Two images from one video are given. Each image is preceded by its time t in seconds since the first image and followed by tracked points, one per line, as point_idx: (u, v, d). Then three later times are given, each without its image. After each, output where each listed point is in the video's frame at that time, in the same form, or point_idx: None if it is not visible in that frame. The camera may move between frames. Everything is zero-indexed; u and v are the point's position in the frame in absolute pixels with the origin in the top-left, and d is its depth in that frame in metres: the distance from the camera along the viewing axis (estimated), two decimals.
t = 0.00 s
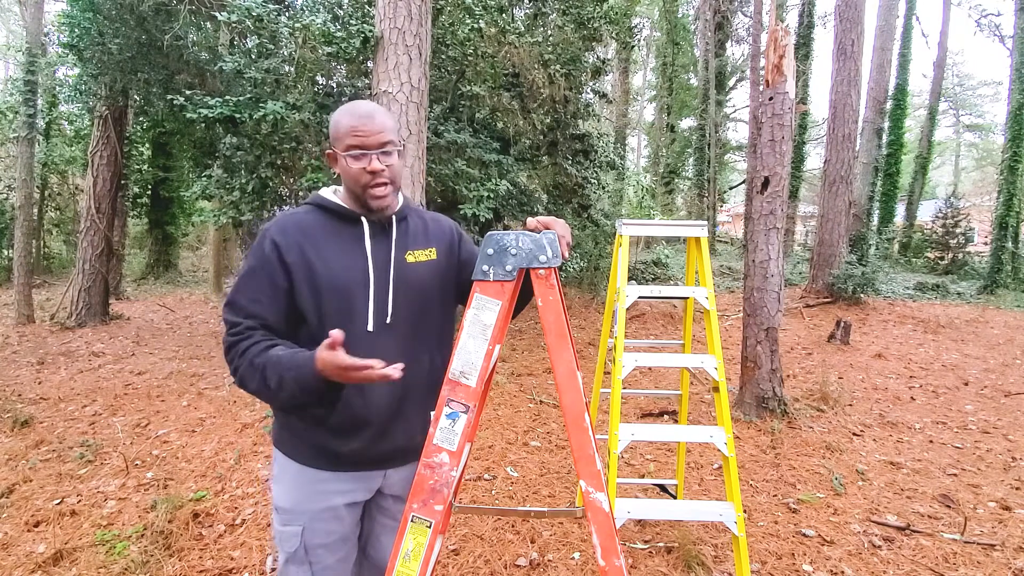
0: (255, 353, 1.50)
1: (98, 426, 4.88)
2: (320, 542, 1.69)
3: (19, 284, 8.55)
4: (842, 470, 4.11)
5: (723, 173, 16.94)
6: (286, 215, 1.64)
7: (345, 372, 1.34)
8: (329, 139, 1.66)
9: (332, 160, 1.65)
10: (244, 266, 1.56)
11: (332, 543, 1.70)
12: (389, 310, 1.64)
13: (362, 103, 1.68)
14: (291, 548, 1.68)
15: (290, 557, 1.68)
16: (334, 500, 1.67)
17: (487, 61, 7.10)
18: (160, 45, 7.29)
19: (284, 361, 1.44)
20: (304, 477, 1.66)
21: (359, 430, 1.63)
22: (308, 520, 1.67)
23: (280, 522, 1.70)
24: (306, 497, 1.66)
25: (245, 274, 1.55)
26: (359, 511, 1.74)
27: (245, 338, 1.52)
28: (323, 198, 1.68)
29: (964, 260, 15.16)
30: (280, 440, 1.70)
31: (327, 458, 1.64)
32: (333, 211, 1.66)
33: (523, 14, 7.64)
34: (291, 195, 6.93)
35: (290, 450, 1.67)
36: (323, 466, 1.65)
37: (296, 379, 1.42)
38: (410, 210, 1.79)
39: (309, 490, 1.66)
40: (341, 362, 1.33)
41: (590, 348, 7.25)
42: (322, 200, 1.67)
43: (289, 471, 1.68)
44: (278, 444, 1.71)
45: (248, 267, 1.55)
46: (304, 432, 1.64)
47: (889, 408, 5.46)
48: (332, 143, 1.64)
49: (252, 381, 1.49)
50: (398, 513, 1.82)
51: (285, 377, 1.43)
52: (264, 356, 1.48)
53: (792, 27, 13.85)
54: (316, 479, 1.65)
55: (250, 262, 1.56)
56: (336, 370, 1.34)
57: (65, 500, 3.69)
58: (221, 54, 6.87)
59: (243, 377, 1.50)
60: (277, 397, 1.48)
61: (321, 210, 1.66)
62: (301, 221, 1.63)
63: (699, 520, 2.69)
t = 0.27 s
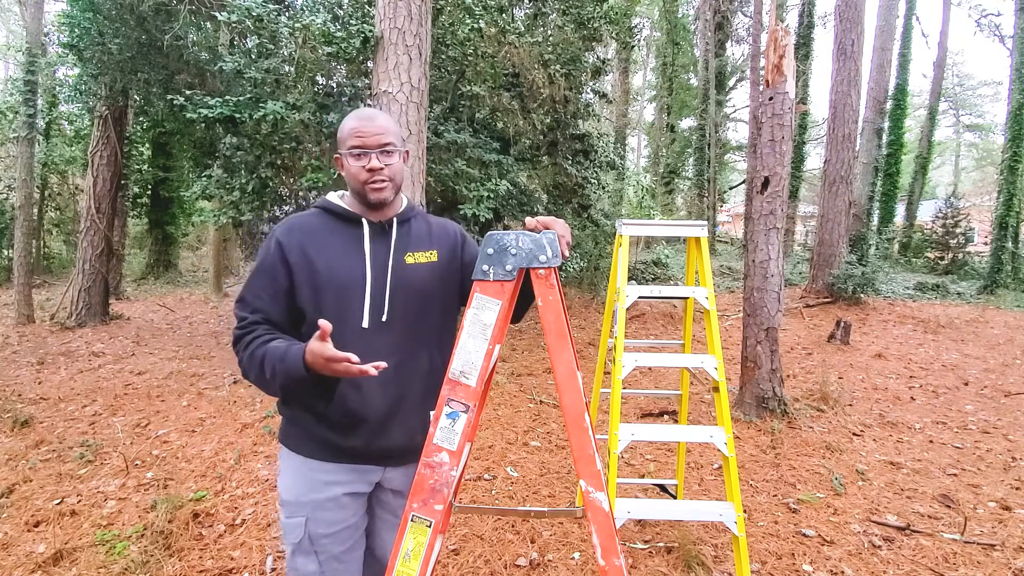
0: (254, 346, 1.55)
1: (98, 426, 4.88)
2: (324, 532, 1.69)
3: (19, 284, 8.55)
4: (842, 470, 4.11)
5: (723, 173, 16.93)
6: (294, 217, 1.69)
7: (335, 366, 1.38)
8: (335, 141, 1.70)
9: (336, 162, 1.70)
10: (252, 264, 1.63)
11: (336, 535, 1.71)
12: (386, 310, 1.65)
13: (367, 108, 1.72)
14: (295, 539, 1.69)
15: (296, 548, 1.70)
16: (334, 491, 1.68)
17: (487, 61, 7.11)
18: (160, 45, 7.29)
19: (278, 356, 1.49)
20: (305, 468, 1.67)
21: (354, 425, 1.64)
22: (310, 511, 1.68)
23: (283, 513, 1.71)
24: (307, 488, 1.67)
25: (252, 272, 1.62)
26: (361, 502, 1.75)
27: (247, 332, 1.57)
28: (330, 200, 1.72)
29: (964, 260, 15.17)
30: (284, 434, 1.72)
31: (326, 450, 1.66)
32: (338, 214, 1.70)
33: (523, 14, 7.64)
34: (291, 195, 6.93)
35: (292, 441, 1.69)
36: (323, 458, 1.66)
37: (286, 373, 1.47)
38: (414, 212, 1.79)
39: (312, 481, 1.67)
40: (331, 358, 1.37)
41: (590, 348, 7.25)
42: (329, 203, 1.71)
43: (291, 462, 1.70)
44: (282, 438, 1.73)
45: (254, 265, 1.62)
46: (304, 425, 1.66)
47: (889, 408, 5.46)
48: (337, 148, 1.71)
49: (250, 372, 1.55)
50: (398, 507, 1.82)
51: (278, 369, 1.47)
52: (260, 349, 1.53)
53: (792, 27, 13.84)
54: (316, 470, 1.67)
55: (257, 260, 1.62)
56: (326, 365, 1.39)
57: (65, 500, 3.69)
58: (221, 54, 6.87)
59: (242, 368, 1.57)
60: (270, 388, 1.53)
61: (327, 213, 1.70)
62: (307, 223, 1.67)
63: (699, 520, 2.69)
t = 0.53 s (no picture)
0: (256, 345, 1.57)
1: (98, 426, 4.88)
2: (323, 527, 1.69)
3: (19, 284, 8.55)
4: (842, 470, 4.11)
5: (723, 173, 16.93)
6: (296, 220, 1.70)
7: (318, 363, 1.40)
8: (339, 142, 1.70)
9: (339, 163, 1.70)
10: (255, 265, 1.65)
11: (337, 530, 1.71)
12: (385, 309, 1.65)
13: (371, 111, 1.71)
14: (295, 534, 1.69)
15: (297, 543, 1.70)
16: (333, 486, 1.68)
17: (487, 61, 7.11)
18: (160, 45, 7.29)
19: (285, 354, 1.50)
20: (303, 462, 1.68)
21: (353, 422, 1.65)
22: (309, 505, 1.68)
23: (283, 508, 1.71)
24: (305, 482, 1.67)
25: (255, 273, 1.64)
26: (360, 497, 1.75)
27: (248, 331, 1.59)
28: (332, 203, 1.73)
29: (964, 260, 15.16)
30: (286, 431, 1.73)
31: (325, 445, 1.66)
32: (338, 216, 1.70)
33: (523, 14, 7.63)
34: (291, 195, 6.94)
35: (291, 437, 1.70)
36: (321, 453, 1.66)
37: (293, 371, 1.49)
38: (415, 214, 1.79)
39: (313, 477, 1.67)
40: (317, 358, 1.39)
41: (590, 348, 7.25)
42: (329, 206, 1.72)
43: (289, 457, 1.70)
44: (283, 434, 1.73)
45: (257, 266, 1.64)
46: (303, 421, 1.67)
47: (889, 408, 5.46)
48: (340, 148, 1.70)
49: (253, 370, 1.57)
50: (399, 504, 1.82)
51: (287, 367, 1.49)
52: (262, 347, 1.55)
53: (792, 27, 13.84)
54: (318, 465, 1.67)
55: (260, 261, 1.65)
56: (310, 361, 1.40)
57: (65, 500, 3.69)
58: (221, 54, 6.87)
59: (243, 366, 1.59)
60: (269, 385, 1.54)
61: (327, 215, 1.71)
62: (308, 225, 1.69)
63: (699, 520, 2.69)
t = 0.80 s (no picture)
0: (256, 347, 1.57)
1: (98, 426, 4.88)
2: (324, 526, 1.69)
3: (19, 284, 8.55)
4: (842, 470, 4.11)
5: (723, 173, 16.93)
6: (295, 221, 1.70)
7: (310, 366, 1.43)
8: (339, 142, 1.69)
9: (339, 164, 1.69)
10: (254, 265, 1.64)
11: (338, 529, 1.71)
12: (385, 310, 1.65)
13: (373, 111, 1.71)
14: (296, 533, 1.69)
15: (298, 541, 1.70)
16: (333, 485, 1.68)
17: (487, 61, 7.11)
18: (160, 45, 7.30)
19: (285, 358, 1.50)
20: (303, 462, 1.67)
21: (353, 422, 1.65)
22: (309, 504, 1.68)
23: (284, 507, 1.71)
24: (305, 482, 1.67)
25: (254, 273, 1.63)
26: (360, 495, 1.75)
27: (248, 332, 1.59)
28: (331, 203, 1.72)
29: (964, 260, 15.16)
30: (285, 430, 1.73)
31: (325, 445, 1.66)
32: (338, 217, 1.70)
33: (523, 14, 7.63)
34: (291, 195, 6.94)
35: (290, 436, 1.70)
36: (321, 453, 1.66)
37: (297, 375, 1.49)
38: (413, 214, 1.79)
39: (314, 476, 1.67)
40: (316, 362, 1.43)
41: (590, 348, 7.25)
42: (328, 206, 1.71)
43: (289, 456, 1.70)
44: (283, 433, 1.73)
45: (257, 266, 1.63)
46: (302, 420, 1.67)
47: (889, 408, 5.46)
48: (340, 148, 1.69)
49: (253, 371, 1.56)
50: (399, 503, 1.82)
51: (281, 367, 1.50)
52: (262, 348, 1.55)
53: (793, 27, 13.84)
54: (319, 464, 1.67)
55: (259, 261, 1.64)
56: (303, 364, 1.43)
57: (65, 500, 3.69)
58: (221, 54, 6.88)
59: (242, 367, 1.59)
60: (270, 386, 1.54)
61: (326, 215, 1.71)
62: (307, 225, 1.68)
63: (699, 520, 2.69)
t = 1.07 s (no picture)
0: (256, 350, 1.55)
1: (98, 426, 4.88)
2: (325, 528, 1.70)
3: (19, 284, 8.55)
4: (843, 470, 4.11)
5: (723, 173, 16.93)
6: (293, 220, 1.67)
7: (320, 370, 1.40)
8: (345, 140, 1.67)
9: (346, 163, 1.67)
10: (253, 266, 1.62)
11: (337, 531, 1.71)
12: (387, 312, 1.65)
13: (380, 111, 1.70)
14: (297, 535, 1.69)
15: (298, 543, 1.70)
16: (334, 488, 1.68)
17: (487, 61, 7.11)
18: (160, 45, 7.30)
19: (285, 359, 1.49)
20: (303, 465, 1.67)
21: (355, 425, 1.65)
22: (310, 507, 1.68)
23: (285, 509, 1.71)
24: (306, 485, 1.67)
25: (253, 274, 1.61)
26: (361, 498, 1.75)
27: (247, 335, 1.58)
28: (329, 202, 1.71)
29: (964, 260, 15.16)
30: (284, 432, 1.72)
31: (326, 447, 1.66)
32: (337, 217, 1.69)
33: (523, 14, 7.62)
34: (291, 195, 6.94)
35: (291, 438, 1.69)
36: (323, 456, 1.66)
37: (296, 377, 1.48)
38: (411, 214, 1.79)
39: (313, 479, 1.67)
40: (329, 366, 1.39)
41: (590, 348, 7.25)
42: (327, 205, 1.70)
43: (290, 459, 1.70)
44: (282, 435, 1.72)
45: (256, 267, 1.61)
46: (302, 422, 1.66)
47: (889, 408, 5.46)
48: (346, 146, 1.67)
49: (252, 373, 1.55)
50: (399, 505, 1.82)
51: (277, 368, 1.48)
52: (261, 351, 1.54)
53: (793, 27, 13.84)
54: (318, 467, 1.67)
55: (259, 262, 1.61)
56: (311, 368, 1.40)
57: (65, 500, 3.69)
58: (221, 54, 6.88)
59: (243, 370, 1.57)
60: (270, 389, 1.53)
61: (325, 214, 1.70)
62: (306, 225, 1.66)
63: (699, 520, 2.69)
